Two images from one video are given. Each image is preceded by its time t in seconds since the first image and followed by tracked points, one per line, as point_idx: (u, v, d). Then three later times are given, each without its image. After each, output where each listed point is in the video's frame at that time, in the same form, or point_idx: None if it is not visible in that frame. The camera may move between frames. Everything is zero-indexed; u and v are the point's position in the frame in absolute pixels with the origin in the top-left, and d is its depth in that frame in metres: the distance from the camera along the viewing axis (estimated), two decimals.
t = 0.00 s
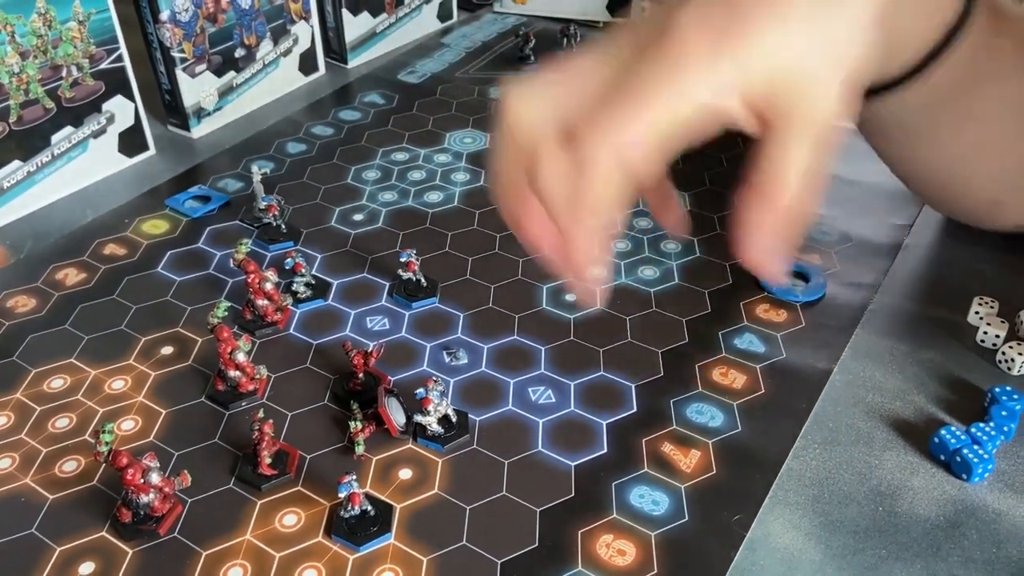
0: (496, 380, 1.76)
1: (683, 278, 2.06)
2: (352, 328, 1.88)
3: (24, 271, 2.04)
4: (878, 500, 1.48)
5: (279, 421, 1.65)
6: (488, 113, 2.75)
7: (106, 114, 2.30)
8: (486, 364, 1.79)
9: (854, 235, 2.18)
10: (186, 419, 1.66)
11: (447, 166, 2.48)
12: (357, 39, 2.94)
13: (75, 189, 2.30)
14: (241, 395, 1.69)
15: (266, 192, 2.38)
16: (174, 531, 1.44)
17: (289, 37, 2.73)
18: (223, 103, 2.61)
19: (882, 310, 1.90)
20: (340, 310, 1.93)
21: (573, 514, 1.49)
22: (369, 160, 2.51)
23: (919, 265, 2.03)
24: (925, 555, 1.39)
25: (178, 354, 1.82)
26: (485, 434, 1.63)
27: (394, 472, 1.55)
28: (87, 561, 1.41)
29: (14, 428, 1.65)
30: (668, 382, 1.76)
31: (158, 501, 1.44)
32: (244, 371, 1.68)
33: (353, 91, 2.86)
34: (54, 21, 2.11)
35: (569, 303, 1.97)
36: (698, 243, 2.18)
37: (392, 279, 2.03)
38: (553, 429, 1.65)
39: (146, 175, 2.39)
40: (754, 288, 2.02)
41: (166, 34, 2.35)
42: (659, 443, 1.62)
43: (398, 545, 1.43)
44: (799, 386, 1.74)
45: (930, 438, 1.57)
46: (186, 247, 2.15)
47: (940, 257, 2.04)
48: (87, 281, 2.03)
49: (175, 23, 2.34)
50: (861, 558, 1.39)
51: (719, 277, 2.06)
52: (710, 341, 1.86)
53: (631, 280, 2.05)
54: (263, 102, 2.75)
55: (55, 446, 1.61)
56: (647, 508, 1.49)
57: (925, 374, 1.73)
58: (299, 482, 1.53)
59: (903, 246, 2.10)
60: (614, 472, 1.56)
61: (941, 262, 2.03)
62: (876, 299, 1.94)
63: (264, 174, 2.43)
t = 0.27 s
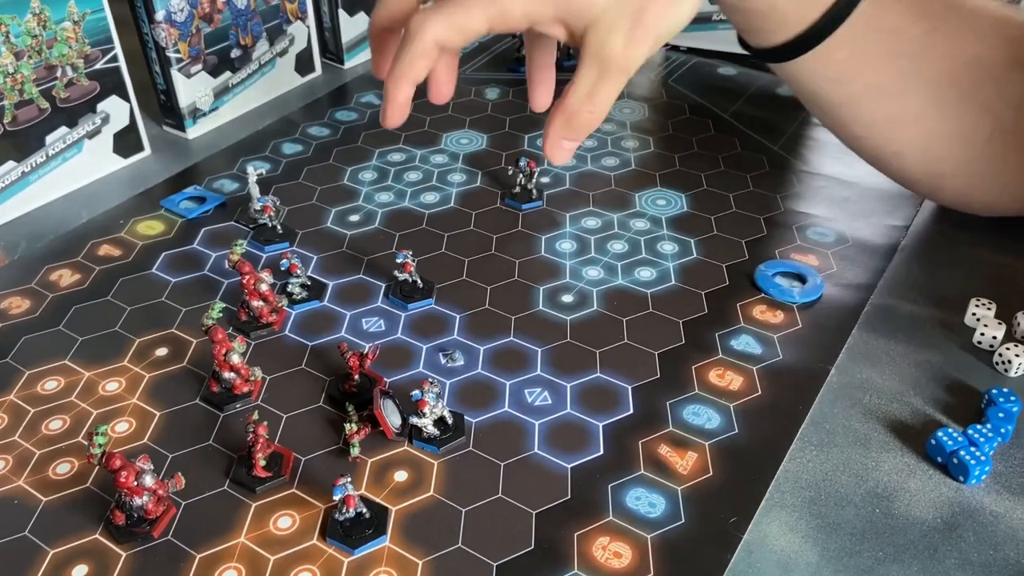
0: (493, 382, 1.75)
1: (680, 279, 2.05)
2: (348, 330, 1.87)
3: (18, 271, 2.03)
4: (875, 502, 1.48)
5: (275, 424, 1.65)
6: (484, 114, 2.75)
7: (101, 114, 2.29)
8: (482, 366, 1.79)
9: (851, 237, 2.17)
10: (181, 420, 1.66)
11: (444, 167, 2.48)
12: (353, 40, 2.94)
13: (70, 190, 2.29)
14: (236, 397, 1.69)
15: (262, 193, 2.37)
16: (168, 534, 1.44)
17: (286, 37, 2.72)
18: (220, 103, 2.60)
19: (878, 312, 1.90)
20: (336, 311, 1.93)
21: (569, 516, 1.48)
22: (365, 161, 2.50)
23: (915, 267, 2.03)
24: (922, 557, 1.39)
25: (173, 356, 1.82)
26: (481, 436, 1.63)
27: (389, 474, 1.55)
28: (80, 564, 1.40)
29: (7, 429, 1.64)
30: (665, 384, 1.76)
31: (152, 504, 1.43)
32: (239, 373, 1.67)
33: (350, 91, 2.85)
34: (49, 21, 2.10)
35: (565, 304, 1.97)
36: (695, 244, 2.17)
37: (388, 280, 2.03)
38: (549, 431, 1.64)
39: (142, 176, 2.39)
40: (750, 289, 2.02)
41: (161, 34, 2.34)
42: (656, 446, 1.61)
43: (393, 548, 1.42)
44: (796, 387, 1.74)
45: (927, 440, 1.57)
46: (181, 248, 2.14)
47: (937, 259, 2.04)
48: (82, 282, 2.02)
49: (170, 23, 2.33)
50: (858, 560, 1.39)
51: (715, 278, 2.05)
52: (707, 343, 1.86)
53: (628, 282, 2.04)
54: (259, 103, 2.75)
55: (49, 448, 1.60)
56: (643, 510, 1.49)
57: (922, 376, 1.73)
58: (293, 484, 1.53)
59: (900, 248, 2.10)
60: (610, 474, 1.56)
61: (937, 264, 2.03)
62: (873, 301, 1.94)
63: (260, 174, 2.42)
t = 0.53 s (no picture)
0: (493, 382, 1.75)
1: (680, 279, 2.05)
2: (348, 330, 1.87)
3: (17, 271, 2.02)
4: (876, 503, 1.48)
5: (275, 424, 1.64)
6: (484, 114, 2.74)
7: (101, 114, 2.29)
8: (483, 367, 1.78)
9: (851, 237, 2.17)
10: (180, 421, 1.65)
11: (444, 167, 2.47)
12: (353, 40, 2.93)
13: (69, 190, 2.29)
14: (236, 397, 1.68)
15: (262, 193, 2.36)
16: (168, 535, 1.43)
17: (285, 37, 2.72)
18: (219, 103, 2.60)
19: (879, 313, 1.90)
20: (336, 311, 1.92)
21: (571, 517, 1.48)
22: (365, 161, 2.50)
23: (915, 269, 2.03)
24: (924, 557, 1.39)
25: (173, 356, 1.81)
26: (482, 436, 1.63)
27: (390, 475, 1.54)
28: (80, 565, 1.40)
29: (6, 429, 1.64)
30: (666, 384, 1.75)
31: (152, 505, 1.43)
32: (239, 373, 1.66)
33: (349, 91, 2.85)
34: (48, 20, 2.09)
35: (566, 305, 1.96)
36: (695, 245, 2.17)
37: (388, 281, 2.02)
38: (550, 432, 1.64)
39: (141, 176, 2.38)
40: (751, 289, 2.01)
41: (160, 34, 2.33)
42: (657, 446, 1.61)
43: (394, 548, 1.42)
44: (797, 388, 1.73)
45: (929, 441, 1.57)
46: (180, 248, 2.13)
47: (938, 260, 2.04)
48: (81, 281, 2.01)
49: (170, 23, 2.32)
50: (859, 560, 1.39)
51: (716, 278, 2.05)
52: (707, 343, 1.85)
53: (628, 282, 2.04)
54: (259, 103, 2.74)
55: (48, 448, 1.60)
56: (644, 511, 1.48)
57: (923, 377, 1.73)
58: (294, 485, 1.52)
59: (900, 248, 2.10)
60: (611, 474, 1.55)
61: (938, 265, 2.03)
62: (874, 302, 1.94)
63: (259, 174, 2.42)
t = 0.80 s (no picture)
0: (493, 382, 1.74)
1: (680, 280, 2.05)
2: (348, 330, 1.87)
3: (16, 271, 2.02)
4: (876, 503, 1.48)
5: (274, 425, 1.64)
6: (484, 114, 2.74)
7: (99, 113, 2.28)
8: (482, 367, 1.78)
9: (851, 237, 2.17)
10: (180, 421, 1.65)
11: (443, 167, 2.47)
12: (352, 40, 2.93)
13: (68, 190, 2.28)
14: (236, 397, 1.68)
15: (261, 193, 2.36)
16: (167, 535, 1.43)
17: (284, 36, 2.72)
18: (218, 103, 2.60)
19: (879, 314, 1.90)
20: (335, 312, 1.92)
21: (571, 517, 1.47)
22: (364, 161, 2.50)
23: (915, 270, 2.03)
24: (924, 558, 1.40)
25: (172, 356, 1.81)
26: (481, 437, 1.62)
27: (390, 475, 1.54)
28: (79, 566, 1.39)
29: (5, 430, 1.63)
30: (666, 385, 1.75)
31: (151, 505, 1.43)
32: (239, 374, 1.66)
33: (349, 91, 2.85)
34: (47, 20, 2.09)
35: (565, 305, 1.96)
36: (695, 245, 2.17)
37: (387, 281, 2.02)
38: (550, 432, 1.63)
39: (140, 176, 2.38)
40: (751, 289, 2.01)
41: (159, 33, 2.32)
42: (657, 447, 1.60)
43: (394, 549, 1.41)
44: (796, 388, 1.73)
45: (929, 441, 1.57)
46: (179, 248, 2.13)
47: (937, 261, 2.04)
48: (80, 282, 2.01)
49: (168, 22, 2.32)
50: (860, 561, 1.39)
51: (716, 279, 2.05)
52: (707, 344, 1.85)
53: (628, 283, 2.03)
54: (258, 102, 2.74)
55: (47, 449, 1.60)
56: (644, 512, 1.48)
57: (923, 378, 1.73)
58: (293, 486, 1.52)
59: (900, 249, 2.10)
60: (611, 475, 1.55)
61: (937, 266, 2.03)
62: (874, 303, 1.94)
63: (259, 174, 2.41)
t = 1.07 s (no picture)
0: (493, 382, 1.74)
1: (680, 280, 2.05)
2: (348, 330, 1.87)
3: (17, 271, 2.02)
4: (876, 503, 1.49)
5: (275, 424, 1.64)
6: (484, 114, 2.74)
7: (99, 114, 2.29)
8: (483, 367, 1.78)
9: (851, 237, 2.17)
10: (180, 421, 1.65)
11: (443, 167, 2.47)
12: (352, 40, 2.93)
13: (68, 190, 2.28)
14: (236, 397, 1.68)
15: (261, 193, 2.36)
16: (168, 535, 1.43)
17: (284, 36, 2.72)
18: (218, 103, 2.60)
19: (878, 314, 1.91)
20: (336, 311, 1.92)
21: (571, 517, 1.48)
22: (365, 161, 2.50)
23: (915, 270, 2.04)
24: (924, 558, 1.40)
25: (173, 356, 1.81)
26: (482, 436, 1.63)
27: (390, 475, 1.54)
28: (80, 565, 1.39)
29: (6, 430, 1.63)
30: (666, 384, 1.75)
31: (152, 505, 1.43)
32: (239, 373, 1.66)
33: (349, 91, 2.85)
34: (47, 20, 2.09)
35: (566, 305, 1.96)
36: (695, 245, 2.17)
37: (388, 281, 2.02)
38: (550, 432, 1.64)
39: (141, 175, 2.38)
40: (751, 289, 2.01)
41: (159, 33, 2.32)
42: (657, 447, 1.61)
43: (395, 548, 1.42)
44: (796, 388, 1.74)
45: (929, 441, 1.57)
46: (180, 248, 2.13)
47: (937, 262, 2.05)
48: (80, 282, 2.01)
49: (169, 22, 2.32)
50: (860, 560, 1.40)
51: (716, 279, 2.05)
52: (707, 344, 1.85)
53: (628, 283, 2.04)
54: (259, 102, 2.74)
55: (48, 449, 1.60)
56: (645, 511, 1.48)
57: (923, 378, 1.73)
58: (294, 485, 1.52)
59: (900, 249, 2.10)
60: (611, 474, 1.55)
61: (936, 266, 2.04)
62: (873, 303, 1.94)
63: (259, 174, 2.42)
